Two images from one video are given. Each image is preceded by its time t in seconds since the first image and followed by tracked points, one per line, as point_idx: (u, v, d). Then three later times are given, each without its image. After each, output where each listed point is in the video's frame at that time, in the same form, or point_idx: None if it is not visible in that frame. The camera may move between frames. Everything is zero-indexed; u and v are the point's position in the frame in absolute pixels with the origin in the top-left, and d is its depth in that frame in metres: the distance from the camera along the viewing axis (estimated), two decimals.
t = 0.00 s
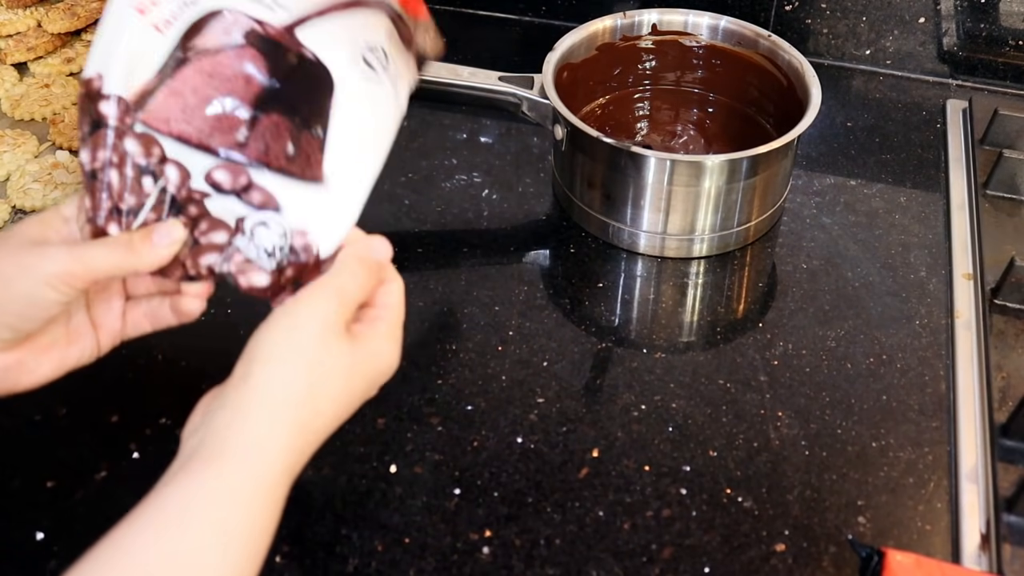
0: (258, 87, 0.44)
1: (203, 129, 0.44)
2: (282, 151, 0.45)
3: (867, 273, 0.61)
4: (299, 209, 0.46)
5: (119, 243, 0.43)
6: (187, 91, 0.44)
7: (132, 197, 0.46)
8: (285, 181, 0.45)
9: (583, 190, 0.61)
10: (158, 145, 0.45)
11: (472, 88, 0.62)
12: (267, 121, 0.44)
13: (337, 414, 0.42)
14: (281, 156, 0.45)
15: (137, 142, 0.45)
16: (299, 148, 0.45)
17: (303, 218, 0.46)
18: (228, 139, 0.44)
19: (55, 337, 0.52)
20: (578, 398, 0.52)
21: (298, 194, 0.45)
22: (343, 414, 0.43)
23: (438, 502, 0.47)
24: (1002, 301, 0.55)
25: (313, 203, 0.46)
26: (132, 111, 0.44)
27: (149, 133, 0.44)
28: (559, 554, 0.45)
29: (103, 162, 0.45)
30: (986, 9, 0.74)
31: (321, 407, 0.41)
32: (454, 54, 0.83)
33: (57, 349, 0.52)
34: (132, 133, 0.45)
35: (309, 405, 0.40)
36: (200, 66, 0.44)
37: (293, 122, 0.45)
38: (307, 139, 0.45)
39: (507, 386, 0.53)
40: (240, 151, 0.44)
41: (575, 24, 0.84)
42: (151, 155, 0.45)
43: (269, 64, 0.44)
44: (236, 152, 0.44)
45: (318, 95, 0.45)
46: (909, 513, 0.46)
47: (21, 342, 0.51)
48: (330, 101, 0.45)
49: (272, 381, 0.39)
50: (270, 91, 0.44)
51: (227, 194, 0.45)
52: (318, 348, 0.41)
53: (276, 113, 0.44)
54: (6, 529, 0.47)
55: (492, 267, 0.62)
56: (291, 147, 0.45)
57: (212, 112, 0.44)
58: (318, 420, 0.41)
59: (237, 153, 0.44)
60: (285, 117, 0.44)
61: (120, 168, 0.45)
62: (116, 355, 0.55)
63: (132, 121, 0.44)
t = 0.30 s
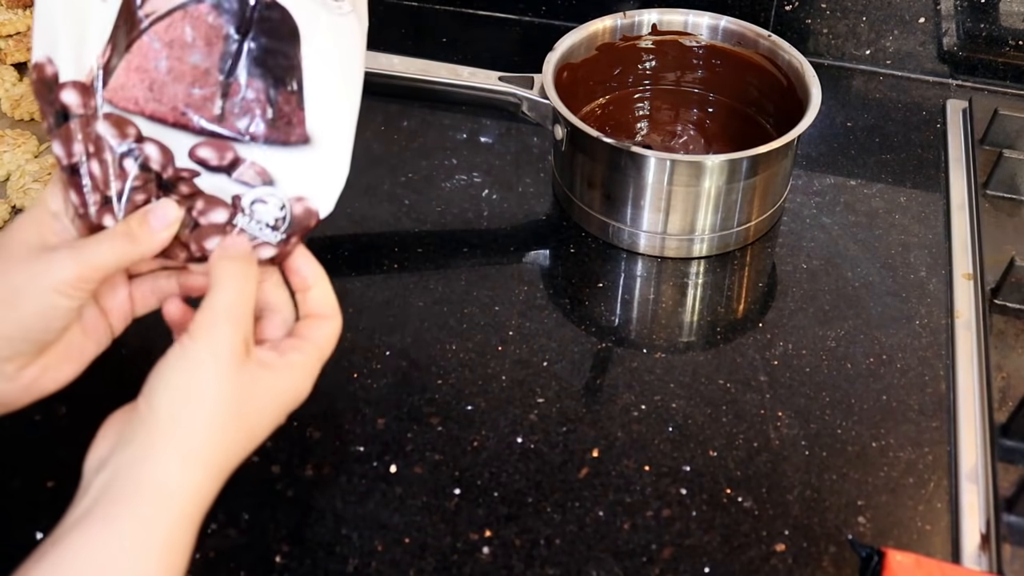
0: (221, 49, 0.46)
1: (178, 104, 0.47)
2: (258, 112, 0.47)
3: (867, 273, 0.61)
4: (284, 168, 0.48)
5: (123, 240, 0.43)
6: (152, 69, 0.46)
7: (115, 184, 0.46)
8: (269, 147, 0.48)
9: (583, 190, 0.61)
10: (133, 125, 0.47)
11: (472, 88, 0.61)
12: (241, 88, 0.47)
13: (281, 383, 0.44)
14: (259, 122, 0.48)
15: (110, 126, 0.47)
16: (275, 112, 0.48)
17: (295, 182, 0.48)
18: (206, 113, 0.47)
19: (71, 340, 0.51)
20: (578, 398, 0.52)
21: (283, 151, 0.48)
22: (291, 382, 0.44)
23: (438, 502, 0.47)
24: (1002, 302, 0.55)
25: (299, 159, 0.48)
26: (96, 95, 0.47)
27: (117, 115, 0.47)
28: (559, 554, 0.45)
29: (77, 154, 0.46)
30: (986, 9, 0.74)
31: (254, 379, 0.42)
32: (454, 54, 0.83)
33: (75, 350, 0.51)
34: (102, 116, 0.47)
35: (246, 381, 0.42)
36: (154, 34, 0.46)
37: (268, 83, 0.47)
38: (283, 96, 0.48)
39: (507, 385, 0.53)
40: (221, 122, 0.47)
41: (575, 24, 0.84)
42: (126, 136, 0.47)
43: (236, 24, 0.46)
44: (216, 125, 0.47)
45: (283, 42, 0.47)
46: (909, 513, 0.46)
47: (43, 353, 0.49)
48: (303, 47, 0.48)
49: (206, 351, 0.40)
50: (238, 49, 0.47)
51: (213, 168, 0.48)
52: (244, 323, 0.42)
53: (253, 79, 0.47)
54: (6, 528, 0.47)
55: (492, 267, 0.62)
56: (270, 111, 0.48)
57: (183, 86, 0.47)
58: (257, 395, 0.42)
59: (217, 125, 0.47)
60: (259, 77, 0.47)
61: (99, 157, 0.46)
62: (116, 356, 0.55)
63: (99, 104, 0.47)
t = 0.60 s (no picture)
0: (190, 71, 0.40)
1: (166, 142, 0.42)
2: (238, 125, 0.42)
3: (867, 273, 0.61)
4: (284, 177, 0.44)
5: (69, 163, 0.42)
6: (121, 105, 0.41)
7: (145, 236, 0.47)
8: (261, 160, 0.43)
9: (583, 190, 0.61)
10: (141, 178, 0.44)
11: (472, 89, 0.61)
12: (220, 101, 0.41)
13: (325, 380, 0.42)
14: (242, 133, 0.42)
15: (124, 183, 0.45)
16: (260, 119, 0.42)
17: (302, 189, 0.45)
18: (191, 146, 0.42)
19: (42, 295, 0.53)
20: (578, 398, 0.52)
21: (278, 157, 0.43)
22: (336, 378, 0.43)
23: (438, 502, 0.47)
24: (1002, 301, 0.55)
25: (298, 160, 0.44)
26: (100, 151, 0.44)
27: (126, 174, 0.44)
28: (559, 554, 0.45)
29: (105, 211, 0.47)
30: (985, 9, 0.74)
31: (292, 374, 0.41)
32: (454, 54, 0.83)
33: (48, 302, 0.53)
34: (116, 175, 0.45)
35: (281, 376, 0.40)
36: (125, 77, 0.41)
37: (241, 92, 0.41)
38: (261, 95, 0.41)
39: (507, 386, 0.53)
40: (210, 152, 0.42)
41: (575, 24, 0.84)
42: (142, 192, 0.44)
43: (190, 28, 0.39)
44: (204, 154, 0.42)
45: (246, 28, 0.40)
46: (909, 513, 0.46)
47: (18, 302, 0.52)
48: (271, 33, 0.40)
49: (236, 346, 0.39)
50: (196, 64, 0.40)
51: (221, 198, 0.44)
52: (277, 317, 0.41)
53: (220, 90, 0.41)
54: (6, 528, 0.47)
55: (492, 267, 0.62)
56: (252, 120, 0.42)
57: (152, 115, 0.41)
58: (297, 391, 0.41)
59: (206, 155, 0.42)
60: (229, 91, 0.41)
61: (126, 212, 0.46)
62: (116, 356, 0.55)
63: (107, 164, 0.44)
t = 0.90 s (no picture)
0: (191, 69, 0.47)
1: (168, 138, 0.46)
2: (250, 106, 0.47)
3: (867, 273, 0.61)
4: (301, 148, 0.47)
5: (42, 87, 0.43)
6: (125, 112, 0.46)
7: (138, 257, 0.46)
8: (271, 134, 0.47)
9: (584, 191, 0.61)
10: (132, 190, 0.46)
11: (472, 89, 0.61)
12: (224, 86, 0.47)
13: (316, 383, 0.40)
14: (255, 110, 0.47)
15: (108, 201, 0.46)
16: (268, 95, 0.47)
17: (320, 161, 0.47)
18: (195, 131, 0.46)
19: None
20: (578, 398, 0.52)
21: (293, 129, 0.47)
22: (329, 380, 0.40)
23: (438, 502, 0.47)
24: (1002, 301, 0.55)
25: (310, 133, 0.47)
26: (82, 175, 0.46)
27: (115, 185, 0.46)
28: (559, 554, 0.45)
29: (86, 241, 0.46)
30: (986, 9, 0.74)
31: (273, 379, 0.39)
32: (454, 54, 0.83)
33: None
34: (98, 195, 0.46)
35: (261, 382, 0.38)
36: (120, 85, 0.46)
37: (246, 74, 0.47)
38: (267, 72, 0.47)
39: (507, 385, 0.53)
40: (214, 135, 0.47)
41: (575, 24, 0.84)
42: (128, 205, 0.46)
43: (186, 36, 0.47)
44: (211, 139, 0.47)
45: (249, 22, 0.47)
46: (909, 513, 0.46)
47: None
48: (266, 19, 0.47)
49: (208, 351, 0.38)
50: (201, 61, 0.47)
51: (229, 187, 0.47)
52: (255, 317, 0.39)
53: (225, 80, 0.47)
54: (6, 529, 0.47)
55: (492, 267, 0.62)
56: (258, 98, 0.47)
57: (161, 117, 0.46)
58: (279, 396, 0.39)
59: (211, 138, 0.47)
60: (232, 75, 0.47)
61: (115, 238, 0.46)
62: (116, 356, 0.55)
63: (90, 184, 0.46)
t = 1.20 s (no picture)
0: (183, 94, 0.46)
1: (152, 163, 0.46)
2: (247, 138, 0.46)
3: (867, 273, 0.61)
4: (300, 189, 0.46)
5: (16, 86, 0.43)
6: (107, 129, 0.45)
7: (103, 295, 0.47)
8: (272, 171, 0.46)
9: (584, 191, 0.61)
10: (107, 219, 0.46)
11: (472, 89, 0.61)
12: (219, 116, 0.46)
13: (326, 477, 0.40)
14: (255, 145, 0.46)
15: (76, 228, 0.47)
16: (269, 128, 0.46)
17: (321, 205, 0.47)
18: (183, 159, 0.46)
19: None
20: (578, 399, 0.52)
21: (296, 166, 0.46)
22: (332, 481, 0.40)
23: (438, 502, 0.47)
24: (1002, 301, 0.55)
25: (312, 169, 0.46)
26: (46, 197, 0.47)
27: (81, 210, 0.46)
28: (559, 554, 0.45)
29: (49, 269, 0.48)
30: (986, 9, 0.74)
31: (275, 476, 0.39)
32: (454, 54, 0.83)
33: None
34: (66, 220, 0.47)
35: (265, 479, 0.38)
36: (103, 99, 0.45)
37: (247, 106, 0.46)
38: (270, 105, 0.46)
39: (507, 386, 0.53)
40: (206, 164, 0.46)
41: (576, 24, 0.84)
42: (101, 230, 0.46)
43: (179, 60, 0.46)
44: (198, 168, 0.46)
45: (254, 47, 0.46)
46: (909, 513, 0.46)
47: None
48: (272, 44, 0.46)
49: (212, 436, 0.37)
50: (195, 83, 0.46)
51: (211, 223, 0.46)
52: (262, 406, 0.39)
53: (224, 107, 0.46)
54: (6, 528, 0.47)
55: (492, 267, 0.62)
56: (259, 132, 0.46)
57: (149, 141, 0.46)
58: (281, 496, 0.39)
59: (198, 168, 0.46)
60: (229, 104, 0.46)
61: (83, 267, 0.47)
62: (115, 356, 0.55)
63: (57, 209, 0.47)
